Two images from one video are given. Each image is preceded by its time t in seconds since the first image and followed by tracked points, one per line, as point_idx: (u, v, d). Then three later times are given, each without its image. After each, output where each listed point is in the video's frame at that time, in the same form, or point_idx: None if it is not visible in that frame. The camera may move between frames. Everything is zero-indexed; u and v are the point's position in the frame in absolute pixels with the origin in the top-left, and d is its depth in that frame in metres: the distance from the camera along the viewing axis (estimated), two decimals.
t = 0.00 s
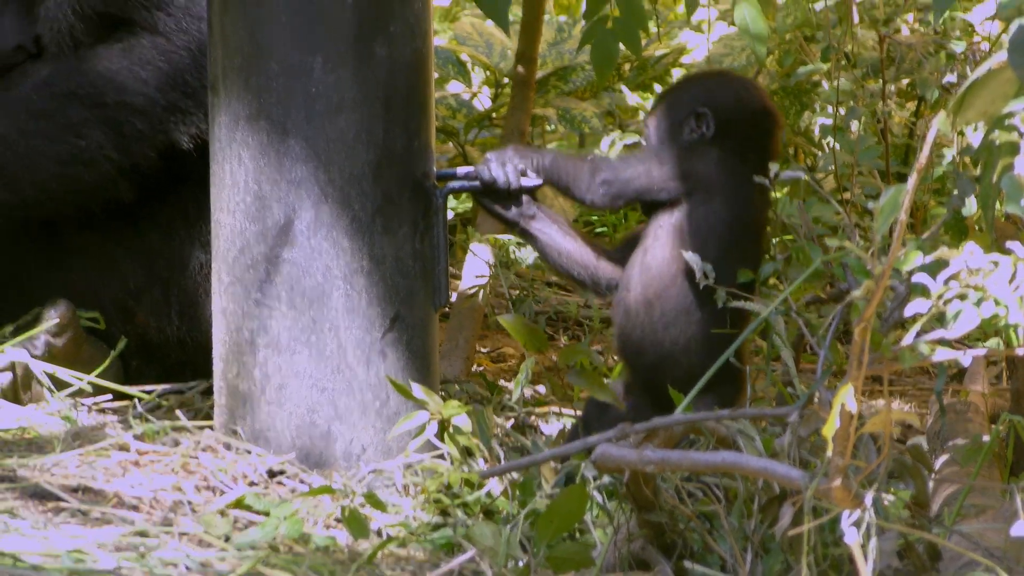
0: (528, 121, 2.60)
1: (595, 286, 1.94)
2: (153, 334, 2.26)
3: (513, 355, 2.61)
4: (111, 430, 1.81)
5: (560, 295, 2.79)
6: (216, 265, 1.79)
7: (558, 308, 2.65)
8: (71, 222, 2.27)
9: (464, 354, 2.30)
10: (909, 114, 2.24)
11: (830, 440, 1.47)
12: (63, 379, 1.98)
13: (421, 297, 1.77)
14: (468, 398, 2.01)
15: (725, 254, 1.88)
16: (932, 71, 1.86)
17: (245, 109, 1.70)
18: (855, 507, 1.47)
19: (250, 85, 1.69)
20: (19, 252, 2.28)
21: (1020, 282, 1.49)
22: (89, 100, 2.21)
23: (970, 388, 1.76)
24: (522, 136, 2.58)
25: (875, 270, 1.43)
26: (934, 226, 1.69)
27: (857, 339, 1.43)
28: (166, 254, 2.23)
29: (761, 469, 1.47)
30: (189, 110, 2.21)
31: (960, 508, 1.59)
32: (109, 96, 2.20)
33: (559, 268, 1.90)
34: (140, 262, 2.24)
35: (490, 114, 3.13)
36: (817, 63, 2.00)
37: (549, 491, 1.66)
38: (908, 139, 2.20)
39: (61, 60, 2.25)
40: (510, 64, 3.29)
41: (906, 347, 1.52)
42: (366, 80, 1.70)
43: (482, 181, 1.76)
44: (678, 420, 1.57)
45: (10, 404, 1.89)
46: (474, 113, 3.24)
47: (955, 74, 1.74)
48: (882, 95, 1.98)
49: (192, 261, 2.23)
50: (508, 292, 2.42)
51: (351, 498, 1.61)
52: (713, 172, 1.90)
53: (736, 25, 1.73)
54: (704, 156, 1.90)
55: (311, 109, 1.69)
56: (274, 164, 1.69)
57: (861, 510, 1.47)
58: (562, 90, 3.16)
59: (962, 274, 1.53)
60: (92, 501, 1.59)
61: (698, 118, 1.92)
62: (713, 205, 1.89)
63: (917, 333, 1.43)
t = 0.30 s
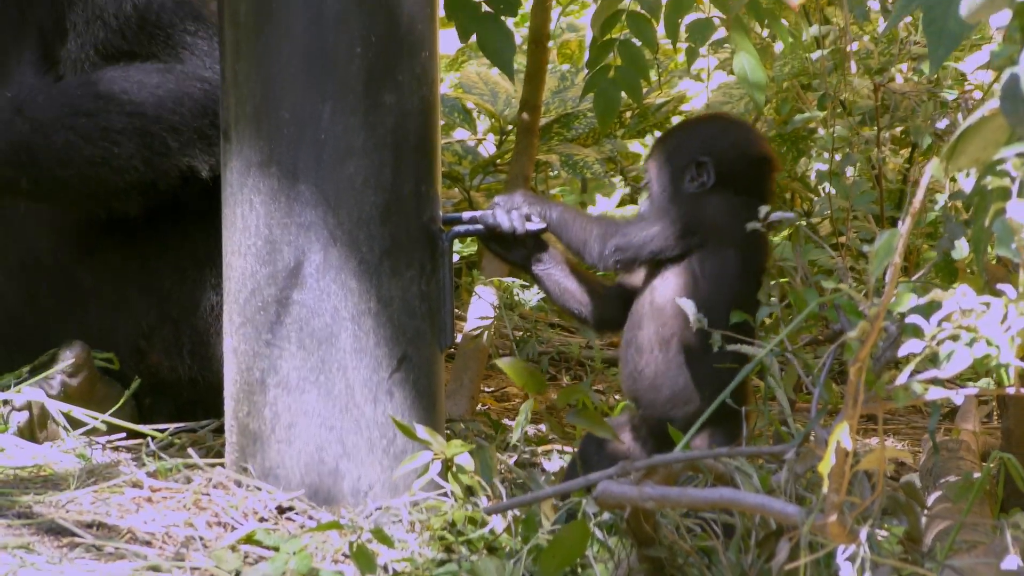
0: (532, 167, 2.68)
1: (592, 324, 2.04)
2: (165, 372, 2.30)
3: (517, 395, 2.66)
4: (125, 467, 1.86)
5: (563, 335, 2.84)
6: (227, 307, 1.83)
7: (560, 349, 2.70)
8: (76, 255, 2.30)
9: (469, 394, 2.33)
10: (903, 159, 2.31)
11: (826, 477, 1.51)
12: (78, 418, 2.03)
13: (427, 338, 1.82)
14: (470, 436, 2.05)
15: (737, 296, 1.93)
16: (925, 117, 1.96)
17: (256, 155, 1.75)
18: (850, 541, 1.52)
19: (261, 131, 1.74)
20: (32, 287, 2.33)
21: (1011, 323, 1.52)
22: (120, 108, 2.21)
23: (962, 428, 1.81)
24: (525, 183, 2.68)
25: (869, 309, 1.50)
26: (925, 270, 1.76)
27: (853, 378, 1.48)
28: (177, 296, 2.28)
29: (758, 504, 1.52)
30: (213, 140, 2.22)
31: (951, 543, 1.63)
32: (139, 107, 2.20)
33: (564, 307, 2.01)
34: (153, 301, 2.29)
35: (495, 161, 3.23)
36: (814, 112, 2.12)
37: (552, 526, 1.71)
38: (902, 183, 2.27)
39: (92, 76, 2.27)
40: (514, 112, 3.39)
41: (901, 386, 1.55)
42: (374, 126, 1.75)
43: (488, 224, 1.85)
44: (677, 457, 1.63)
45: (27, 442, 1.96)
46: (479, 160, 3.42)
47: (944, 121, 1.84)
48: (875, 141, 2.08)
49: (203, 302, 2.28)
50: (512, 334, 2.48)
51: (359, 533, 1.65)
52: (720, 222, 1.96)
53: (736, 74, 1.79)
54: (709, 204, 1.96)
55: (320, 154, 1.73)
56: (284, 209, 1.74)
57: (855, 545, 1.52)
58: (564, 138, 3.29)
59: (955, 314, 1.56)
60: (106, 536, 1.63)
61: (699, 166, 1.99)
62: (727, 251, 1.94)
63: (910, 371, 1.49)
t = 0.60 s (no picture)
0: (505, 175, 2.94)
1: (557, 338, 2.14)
2: (150, 378, 2.35)
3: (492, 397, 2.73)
4: (110, 467, 1.91)
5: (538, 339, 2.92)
6: (209, 312, 1.88)
7: (535, 352, 2.78)
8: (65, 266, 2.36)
9: (446, 395, 2.39)
10: (868, 168, 2.40)
11: (795, 476, 1.53)
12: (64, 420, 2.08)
13: (405, 342, 1.87)
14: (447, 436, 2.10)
15: (700, 304, 2.03)
16: (889, 128, 2.04)
17: (238, 163, 1.80)
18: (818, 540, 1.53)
19: (243, 141, 1.79)
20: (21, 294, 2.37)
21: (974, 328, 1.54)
22: (96, 125, 2.28)
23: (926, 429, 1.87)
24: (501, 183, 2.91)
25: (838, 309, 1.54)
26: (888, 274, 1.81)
27: (821, 381, 1.48)
28: (163, 303, 2.32)
29: (730, 504, 1.52)
30: (189, 156, 2.30)
31: (915, 541, 1.67)
32: (117, 125, 2.27)
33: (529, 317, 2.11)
34: (137, 310, 2.33)
35: (471, 168, 3.42)
36: (781, 121, 2.23)
37: (526, 526, 1.75)
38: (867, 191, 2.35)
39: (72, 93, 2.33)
40: (488, 121, 3.65)
41: (866, 388, 1.56)
42: (353, 136, 1.80)
43: (463, 231, 1.96)
44: (649, 457, 1.65)
45: (14, 443, 2.00)
46: (455, 168, 3.57)
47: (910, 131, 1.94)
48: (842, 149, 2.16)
49: (187, 308, 2.32)
50: (488, 338, 2.56)
51: (339, 531, 1.70)
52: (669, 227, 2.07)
53: (706, 84, 1.87)
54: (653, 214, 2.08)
55: (301, 163, 1.78)
56: (265, 216, 1.79)
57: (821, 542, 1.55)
58: (538, 146, 3.48)
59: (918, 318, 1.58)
60: (91, 534, 1.68)
61: (635, 182, 2.11)
62: (686, 261, 2.04)
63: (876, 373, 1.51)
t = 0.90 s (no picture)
0: (502, 163, 2.98)
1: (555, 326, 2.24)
2: (155, 363, 2.43)
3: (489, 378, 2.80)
4: (117, 447, 1.96)
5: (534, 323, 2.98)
6: (213, 297, 1.93)
7: (530, 335, 2.84)
8: (70, 253, 2.42)
9: (443, 378, 2.45)
10: (854, 156, 2.48)
11: (783, 455, 1.50)
12: (72, 401, 2.15)
13: (403, 325, 1.92)
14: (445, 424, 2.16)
15: (676, 300, 2.10)
16: (875, 118, 2.11)
17: (241, 152, 1.85)
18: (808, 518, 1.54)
19: (245, 130, 1.84)
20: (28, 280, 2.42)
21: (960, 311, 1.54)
22: (81, 112, 2.36)
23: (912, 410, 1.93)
24: (497, 172, 2.95)
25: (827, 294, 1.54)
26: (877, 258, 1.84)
27: (811, 362, 1.47)
28: (169, 288, 2.42)
29: (720, 483, 1.54)
30: (176, 147, 2.39)
31: (901, 518, 1.71)
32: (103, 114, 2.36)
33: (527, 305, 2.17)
34: (141, 295, 2.43)
35: (468, 157, 3.55)
36: (771, 111, 2.30)
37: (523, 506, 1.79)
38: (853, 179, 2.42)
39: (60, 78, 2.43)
40: (484, 112, 3.76)
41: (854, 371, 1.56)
42: (353, 125, 1.85)
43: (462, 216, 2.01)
44: (642, 436, 1.67)
45: (24, 424, 2.06)
46: (451, 156, 3.68)
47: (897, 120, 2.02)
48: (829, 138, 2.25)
49: (191, 295, 2.42)
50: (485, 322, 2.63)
51: (340, 510, 1.75)
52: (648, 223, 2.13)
53: (696, 75, 1.96)
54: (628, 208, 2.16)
55: (303, 151, 1.83)
56: (267, 203, 1.84)
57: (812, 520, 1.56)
58: (534, 136, 3.60)
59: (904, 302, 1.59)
60: (99, 513, 1.72)
61: (613, 172, 2.19)
62: (661, 257, 2.10)
63: (864, 357, 1.50)
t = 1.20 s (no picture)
0: (508, 175, 3.03)
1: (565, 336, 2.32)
2: (170, 371, 2.49)
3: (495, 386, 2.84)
4: (133, 454, 2.02)
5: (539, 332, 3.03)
6: (227, 307, 1.98)
7: (536, 344, 2.89)
8: (85, 262, 2.47)
9: (451, 386, 2.50)
10: (852, 169, 2.53)
11: (783, 461, 1.54)
12: (89, 409, 2.22)
13: (412, 334, 1.97)
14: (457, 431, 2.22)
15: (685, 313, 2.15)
16: (872, 132, 2.17)
17: (253, 165, 1.90)
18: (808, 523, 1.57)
19: (257, 144, 1.89)
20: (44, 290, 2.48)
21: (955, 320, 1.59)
22: (79, 140, 2.43)
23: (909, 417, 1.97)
24: (503, 184, 3.00)
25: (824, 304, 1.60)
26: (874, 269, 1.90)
27: (810, 371, 1.51)
28: (184, 297, 2.49)
29: (721, 488, 1.58)
30: (176, 165, 2.43)
31: (899, 523, 1.75)
32: (104, 138, 2.42)
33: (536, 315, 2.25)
34: (156, 305, 2.49)
35: (474, 171, 3.61)
36: (770, 125, 2.35)
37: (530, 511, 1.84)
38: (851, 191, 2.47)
39: (67, 103, 2.51)
40: (491, 126, 3.83)
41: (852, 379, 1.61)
42: (362, 139, 1.89)
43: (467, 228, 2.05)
44: (645, 444, 1.72)
45: (43, 432, 2.13)
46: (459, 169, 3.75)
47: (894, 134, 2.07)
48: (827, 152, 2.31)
49: (205, 304, 2.50)
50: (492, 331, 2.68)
51: (350, 515, 1.79)
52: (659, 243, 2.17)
53: (698, 90, 2.00)
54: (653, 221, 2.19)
55: (313, 164, 1.88)
56: (279, 215, 1.89)
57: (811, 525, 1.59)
58: (539, 149, 3.66)
59: (901, 312, 1.63)
60: (115, 518, 1.77)
61: (644, 182, 2.20)
62: (671, 273, 2.15)
63: (861, 367, 1.56)
